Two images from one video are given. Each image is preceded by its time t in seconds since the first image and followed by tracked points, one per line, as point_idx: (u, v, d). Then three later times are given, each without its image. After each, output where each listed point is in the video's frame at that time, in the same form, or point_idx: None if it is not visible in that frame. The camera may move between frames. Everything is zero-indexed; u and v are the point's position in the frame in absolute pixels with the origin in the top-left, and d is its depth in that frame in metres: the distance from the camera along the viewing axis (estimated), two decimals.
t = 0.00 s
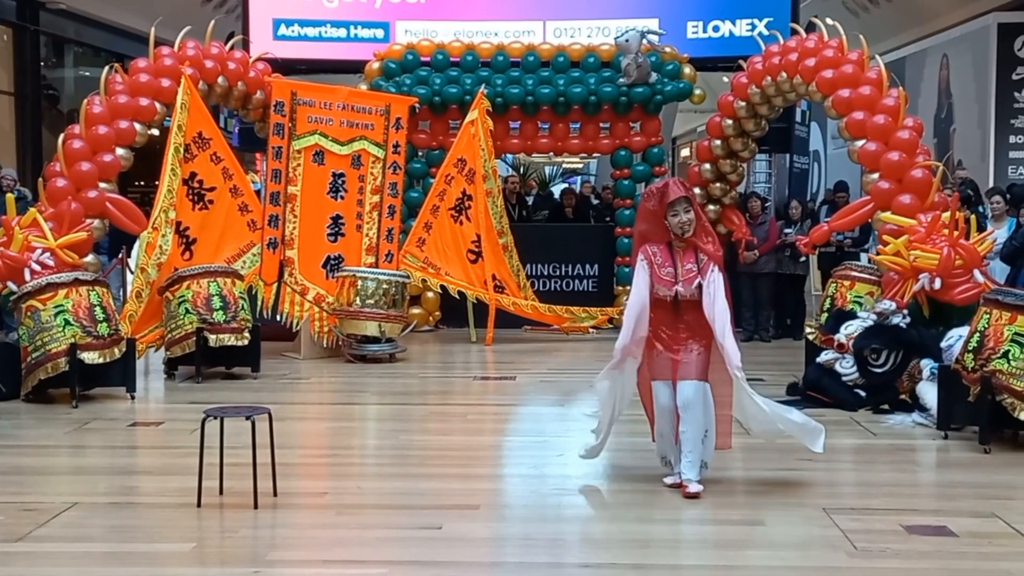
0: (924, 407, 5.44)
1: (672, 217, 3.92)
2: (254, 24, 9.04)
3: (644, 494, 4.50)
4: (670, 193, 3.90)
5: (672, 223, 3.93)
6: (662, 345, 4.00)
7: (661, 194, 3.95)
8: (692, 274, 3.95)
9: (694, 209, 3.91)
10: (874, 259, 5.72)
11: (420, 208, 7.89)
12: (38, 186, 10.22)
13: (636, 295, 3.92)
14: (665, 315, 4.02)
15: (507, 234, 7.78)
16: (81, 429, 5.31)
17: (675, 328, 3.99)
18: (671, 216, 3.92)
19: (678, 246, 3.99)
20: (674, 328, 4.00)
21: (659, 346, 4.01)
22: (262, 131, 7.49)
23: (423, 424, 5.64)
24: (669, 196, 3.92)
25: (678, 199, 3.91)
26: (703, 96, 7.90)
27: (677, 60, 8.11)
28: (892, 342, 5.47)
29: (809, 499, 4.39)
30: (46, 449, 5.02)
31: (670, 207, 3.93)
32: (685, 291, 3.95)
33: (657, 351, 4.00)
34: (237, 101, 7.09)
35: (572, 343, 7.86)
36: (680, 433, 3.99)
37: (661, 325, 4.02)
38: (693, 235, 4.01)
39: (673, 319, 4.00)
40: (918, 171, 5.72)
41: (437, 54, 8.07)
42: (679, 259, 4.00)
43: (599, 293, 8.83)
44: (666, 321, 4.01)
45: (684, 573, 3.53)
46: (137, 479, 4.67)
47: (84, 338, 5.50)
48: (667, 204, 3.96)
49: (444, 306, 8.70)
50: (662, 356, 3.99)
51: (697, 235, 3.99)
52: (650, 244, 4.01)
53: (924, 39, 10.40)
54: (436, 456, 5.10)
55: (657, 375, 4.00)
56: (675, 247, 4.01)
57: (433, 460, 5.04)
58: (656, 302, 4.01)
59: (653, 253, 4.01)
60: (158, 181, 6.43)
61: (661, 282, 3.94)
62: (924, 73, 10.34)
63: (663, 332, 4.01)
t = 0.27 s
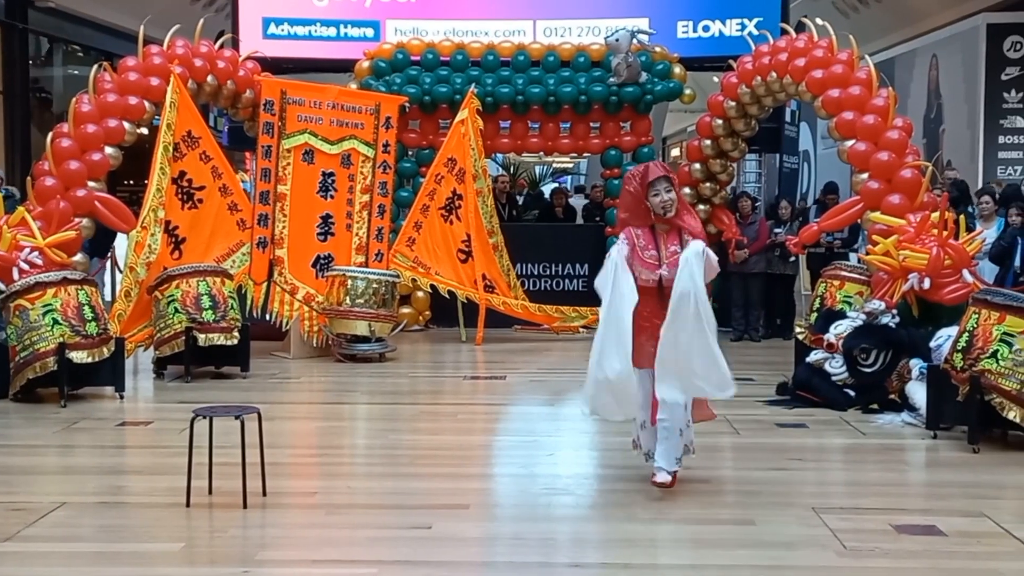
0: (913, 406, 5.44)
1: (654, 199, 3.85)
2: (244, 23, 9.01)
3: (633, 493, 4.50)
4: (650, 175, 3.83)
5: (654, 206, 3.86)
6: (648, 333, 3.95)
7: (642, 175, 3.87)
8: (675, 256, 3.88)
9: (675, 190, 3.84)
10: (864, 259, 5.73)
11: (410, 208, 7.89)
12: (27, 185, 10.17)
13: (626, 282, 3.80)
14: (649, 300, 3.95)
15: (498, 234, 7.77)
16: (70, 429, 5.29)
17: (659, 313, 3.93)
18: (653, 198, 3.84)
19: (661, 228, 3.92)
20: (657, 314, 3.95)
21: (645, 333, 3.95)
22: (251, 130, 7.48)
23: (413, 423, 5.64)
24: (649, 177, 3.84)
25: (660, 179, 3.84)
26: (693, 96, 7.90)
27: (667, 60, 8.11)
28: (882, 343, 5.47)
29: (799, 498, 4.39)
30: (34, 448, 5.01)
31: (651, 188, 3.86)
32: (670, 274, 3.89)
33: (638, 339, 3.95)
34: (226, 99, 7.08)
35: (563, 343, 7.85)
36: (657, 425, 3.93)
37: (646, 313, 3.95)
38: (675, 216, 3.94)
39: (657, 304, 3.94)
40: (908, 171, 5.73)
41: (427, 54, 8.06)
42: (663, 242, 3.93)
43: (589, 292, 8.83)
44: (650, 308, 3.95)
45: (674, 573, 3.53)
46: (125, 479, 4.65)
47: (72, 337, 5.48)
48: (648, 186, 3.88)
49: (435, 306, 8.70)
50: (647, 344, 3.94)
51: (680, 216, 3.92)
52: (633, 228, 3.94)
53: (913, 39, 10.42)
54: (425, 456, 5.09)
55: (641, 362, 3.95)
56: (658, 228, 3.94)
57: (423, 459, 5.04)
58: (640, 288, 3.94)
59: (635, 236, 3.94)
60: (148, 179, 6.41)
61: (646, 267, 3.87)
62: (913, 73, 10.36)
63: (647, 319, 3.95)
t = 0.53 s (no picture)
0: (906, 406, 5.44)
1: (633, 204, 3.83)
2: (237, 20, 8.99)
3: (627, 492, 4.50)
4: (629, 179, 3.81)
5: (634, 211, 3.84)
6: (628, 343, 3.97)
7: (619, 182, 3.86)
8: (658, 264, 3.86)
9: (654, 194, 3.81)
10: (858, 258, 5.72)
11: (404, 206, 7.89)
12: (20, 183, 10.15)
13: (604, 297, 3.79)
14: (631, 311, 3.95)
15: (492, 232, 7.76)
16: (63, 427, 5.28)
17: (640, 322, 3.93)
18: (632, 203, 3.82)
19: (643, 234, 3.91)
20: (638, 325, 3.95)
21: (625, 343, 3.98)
22: (245, 128, 7.47)
23: (407, 422, 5.63)
24: (626, 183, 3.84)
25: (637, 184, 3.84)
26: (687, 95, 7.91)
27: (662, 58, 8.10)
28: (875, 341, 5.47)
29: (793, 497, 4.39)
30: (28, 447, 5.00)
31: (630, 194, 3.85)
32: (652, 282, 3.87)
33: (615, 348, 3.97)
34: (221, 97, 7.06)
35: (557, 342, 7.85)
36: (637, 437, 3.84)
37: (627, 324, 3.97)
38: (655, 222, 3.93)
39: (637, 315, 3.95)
40: (902, 171, 5.74)
41: (422, 52, 8.06)
42: (644, 249, 3.91)
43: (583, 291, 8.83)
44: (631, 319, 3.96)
45: (669, 571, 3.53)
46: (120, 477, 4.65)
47: (65, 336, 5.47)
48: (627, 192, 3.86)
49: (429, 305, 8.70)
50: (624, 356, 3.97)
51: (661, 222, 3.90)
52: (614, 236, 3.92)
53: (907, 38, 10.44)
54: (419, 454, 5.09)
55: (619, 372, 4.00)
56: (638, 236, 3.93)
57: (417, 457, 5.04)
58: (622, 297, 3.92)
59: (616, 245, 3.93)
60: (141, 177, 6.40)
61: (627, 275, 3.85)
62: (907, 73, 10.38)
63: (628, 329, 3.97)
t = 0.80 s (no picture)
0: (898, 403, 5.46)
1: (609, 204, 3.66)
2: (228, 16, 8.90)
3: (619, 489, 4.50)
4: (605, 178, 3.64)
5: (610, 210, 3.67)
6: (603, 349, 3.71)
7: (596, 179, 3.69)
8: (635, 266, 3.70)
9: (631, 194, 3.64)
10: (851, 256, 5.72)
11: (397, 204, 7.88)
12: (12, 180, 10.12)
13: (581, 293, 3.58)
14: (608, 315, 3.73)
15: (484, 230, 7.74)
16: (54, 425, 5.26)
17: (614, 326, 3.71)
18: (607, 202, 3.65)
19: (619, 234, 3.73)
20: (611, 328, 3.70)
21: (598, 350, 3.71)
22: (238, 125, 7.45)
23: (400, 419, 5.62)
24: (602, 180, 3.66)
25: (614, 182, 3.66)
26: (680, 92, 7.91)
27: (655, 56, 8.11)
28: (868, 339, 5.46)
29: (785, 495, 4.39)
30: (19, 444, 4.98)
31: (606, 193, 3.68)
32: (629, 285, 3.70)
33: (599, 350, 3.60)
34: (213, 94, 7.04)
35: (550, 339, 7.85)
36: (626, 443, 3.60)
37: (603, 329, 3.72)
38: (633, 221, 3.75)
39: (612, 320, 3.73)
40: (894, 168, 5.74)
41: (415, 50, 8.05)
42: (621, 250, 3.74)
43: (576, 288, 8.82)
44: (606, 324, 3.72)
45: (661, 568, 3.53)
46: (111, 475, 4.64)
47: (57, 333, 5.47)
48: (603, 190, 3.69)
49: (422, 302, 8.70)
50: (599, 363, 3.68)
51: (638, 222, 3.73)
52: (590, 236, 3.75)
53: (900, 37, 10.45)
54: (412, 452, 5.08)
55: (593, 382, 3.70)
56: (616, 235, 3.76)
57: (409, 455, 5.03)
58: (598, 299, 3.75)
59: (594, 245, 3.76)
60: (133, 174, 6.38)
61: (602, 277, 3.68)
62: (900, 71, 10.39)
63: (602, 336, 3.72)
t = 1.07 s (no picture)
0: (893, 400, 5.47)
1: (581, 197, 3.30)
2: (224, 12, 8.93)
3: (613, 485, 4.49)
4: (578, 168, 3.30)
5: (581, 204, 3.30)
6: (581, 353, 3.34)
7: (569, 171, 3.34)
8: (612, 265, 3.24)
9: (606, 188, 3.30)
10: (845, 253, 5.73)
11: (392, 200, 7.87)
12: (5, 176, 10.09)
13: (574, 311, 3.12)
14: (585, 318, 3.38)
15: (479, 226, 7.72)
16: (48, 421, 5.26)
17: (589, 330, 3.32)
18: (578, 196, 3.30)
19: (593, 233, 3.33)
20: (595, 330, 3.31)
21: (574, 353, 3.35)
22: (232, 121, 7.44)
23: (394, 416, 5.62)
24: (575, 173, 3.31)
25: (588, 174, 3.30)
26: (675, 89, 7.91)
27: (650, 53, 8.10)
28: (861, 336, 5.48)
29: (779, 491, 4.40)
30: (12, 440, 4.97)
31: (580, 186, 3.32)
32: (605, 287, 3.23)
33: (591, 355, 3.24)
34: (207, 90, 7.03)
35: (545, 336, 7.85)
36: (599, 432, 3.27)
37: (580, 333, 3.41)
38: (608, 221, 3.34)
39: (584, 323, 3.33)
40: (889, 165, 5.74)
41: (409, 46, 8.03)
42: (594, 251, 3.31)
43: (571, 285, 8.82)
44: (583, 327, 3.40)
45: (655, 565, 3.53)
46: (105, 471, 4.63)
47: (51, 329, 5.45)
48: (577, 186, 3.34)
49: (417, 299, 8.70)
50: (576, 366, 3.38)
51: (613, 221, 3.33)
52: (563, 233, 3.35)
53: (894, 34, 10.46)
54: (406, 448, 5.08)
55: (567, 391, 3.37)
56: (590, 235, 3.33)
57: (404, 451, 5.03)
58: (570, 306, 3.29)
59: (563, 247, 3.32)
60: (127, 170, 6.37)
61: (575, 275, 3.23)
62: (894, 67, 10.40)
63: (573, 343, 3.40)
